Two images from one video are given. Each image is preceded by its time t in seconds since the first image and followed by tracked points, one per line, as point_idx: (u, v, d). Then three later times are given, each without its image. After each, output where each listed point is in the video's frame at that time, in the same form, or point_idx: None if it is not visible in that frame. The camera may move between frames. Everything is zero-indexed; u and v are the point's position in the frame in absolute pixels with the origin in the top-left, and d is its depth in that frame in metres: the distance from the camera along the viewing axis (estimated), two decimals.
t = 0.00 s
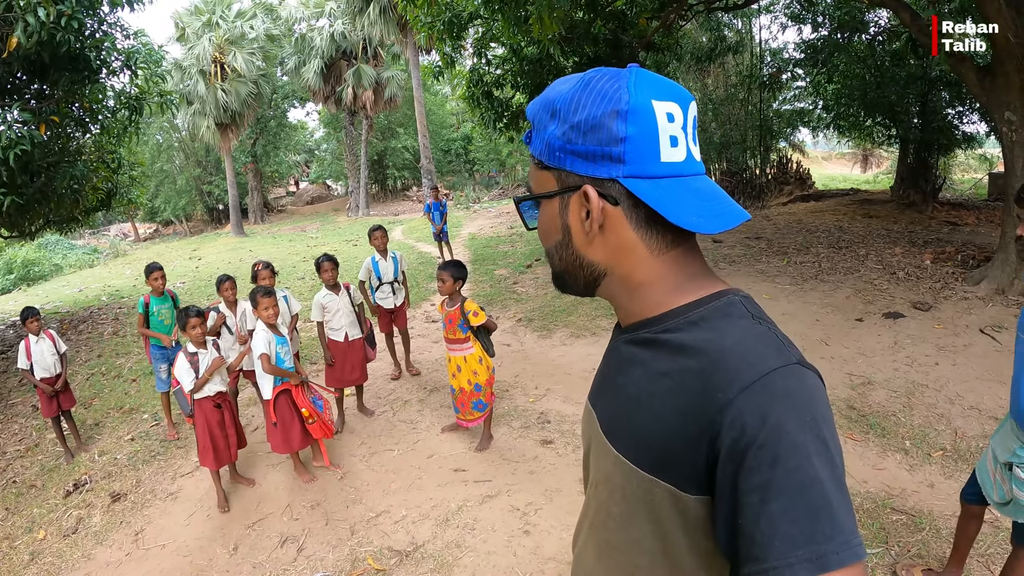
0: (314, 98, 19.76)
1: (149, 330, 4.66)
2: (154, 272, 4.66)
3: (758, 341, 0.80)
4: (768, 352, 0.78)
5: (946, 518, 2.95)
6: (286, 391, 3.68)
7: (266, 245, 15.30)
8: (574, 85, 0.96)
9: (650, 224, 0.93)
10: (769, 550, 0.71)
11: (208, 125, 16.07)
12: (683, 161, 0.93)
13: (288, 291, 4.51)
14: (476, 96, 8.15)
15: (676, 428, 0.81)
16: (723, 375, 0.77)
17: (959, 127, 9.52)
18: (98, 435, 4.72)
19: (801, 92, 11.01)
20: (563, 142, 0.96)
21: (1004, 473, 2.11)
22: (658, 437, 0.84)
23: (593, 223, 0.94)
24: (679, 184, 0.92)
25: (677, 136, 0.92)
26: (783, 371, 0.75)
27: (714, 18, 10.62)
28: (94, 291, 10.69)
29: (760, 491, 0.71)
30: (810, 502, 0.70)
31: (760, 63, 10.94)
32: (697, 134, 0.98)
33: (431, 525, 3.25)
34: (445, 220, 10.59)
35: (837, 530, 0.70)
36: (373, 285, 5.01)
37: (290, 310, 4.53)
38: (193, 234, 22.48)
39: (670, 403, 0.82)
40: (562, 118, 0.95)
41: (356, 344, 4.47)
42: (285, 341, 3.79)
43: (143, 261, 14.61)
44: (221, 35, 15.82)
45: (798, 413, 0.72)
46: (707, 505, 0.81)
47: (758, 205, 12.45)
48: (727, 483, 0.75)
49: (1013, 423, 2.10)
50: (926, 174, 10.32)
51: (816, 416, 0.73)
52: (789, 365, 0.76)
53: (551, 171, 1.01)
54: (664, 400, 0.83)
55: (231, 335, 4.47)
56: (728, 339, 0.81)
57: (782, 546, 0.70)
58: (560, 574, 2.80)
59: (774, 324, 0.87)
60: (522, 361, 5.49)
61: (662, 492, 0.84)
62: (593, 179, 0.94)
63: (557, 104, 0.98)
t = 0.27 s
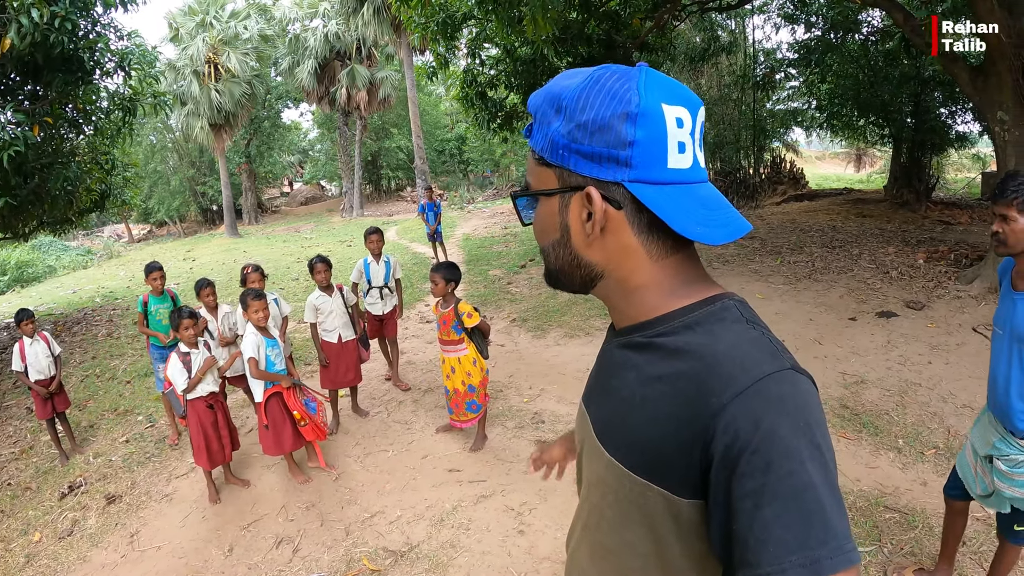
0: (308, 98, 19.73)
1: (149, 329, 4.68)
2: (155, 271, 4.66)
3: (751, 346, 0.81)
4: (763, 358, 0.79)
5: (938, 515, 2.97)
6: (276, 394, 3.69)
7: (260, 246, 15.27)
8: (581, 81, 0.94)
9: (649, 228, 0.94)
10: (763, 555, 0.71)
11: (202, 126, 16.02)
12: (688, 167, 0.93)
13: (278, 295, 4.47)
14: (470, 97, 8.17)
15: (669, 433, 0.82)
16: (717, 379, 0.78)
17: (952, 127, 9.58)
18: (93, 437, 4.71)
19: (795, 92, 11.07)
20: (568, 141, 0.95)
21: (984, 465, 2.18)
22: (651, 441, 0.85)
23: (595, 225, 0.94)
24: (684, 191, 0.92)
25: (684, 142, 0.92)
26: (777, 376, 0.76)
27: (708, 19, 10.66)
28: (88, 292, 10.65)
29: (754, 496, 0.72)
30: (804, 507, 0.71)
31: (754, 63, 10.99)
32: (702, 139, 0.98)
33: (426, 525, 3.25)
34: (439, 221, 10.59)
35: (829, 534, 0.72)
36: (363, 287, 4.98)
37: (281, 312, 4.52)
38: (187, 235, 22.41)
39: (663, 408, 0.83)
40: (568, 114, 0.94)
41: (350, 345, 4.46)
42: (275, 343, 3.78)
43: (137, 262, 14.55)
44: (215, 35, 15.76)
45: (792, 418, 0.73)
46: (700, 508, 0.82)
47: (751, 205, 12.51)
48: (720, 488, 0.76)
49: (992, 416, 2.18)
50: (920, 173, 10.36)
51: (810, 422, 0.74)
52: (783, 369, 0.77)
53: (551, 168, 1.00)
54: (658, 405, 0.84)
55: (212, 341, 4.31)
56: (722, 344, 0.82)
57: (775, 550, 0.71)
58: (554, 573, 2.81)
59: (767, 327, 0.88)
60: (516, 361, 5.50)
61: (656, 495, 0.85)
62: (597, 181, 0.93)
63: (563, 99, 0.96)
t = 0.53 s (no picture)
0: (304, 100, 19.71)
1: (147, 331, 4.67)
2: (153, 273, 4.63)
3: (750, 346, 0.82)
4: (761, 359, 0.79)
5: (934, 513, 2.99)
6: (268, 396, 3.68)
7: (256, 248, 15.24)
8: (601, 77, 0.93)
9: (652, 233, 0.95)
10: (759, 554, 0.72)
11: (198, 127, 16.01)
12: (703, 176, 0.92)
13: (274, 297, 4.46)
14: (466, 98, 8.19)
15: (668, 431, 0.83)
16: (715, 379, 0.79)
17: (947, 127, 9.61)
18: (90, 439, 4.69)
19: (790, 92, 11.15)
20: (581, 138, 0.95)
21: (963, 450, 2.32)
22: (650, 439, 0.85)
23: (601, 225, 0.95)
24: (696, 201, 0.92)
25: (701, 150, 0.91)
26: (775, 378, 0.77)
27: (703, 20, 10.70)
28: (83, 295, 10.61)
29: (751, 496, 0.73)
30: (801, 508, 0.71)
31: (749, 64, 11.05)
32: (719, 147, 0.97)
33: (425, 525, 3.25)
34: (436, 222, 10.58)
35: (825, 535, 0.72)
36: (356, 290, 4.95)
37: (279, 314, 4.53)
38: (183, 237, 22.35)
39: (661, 405, 0.84)
40: (585, 112, 0.93)
41: (347, 346, 4.45)
42: (269, 346, 3.77)
43: (132, 264, 14.51)
44: (211, 37, 15.74)
45: (790, 420, 0.74)
46: (697, 506, 0.83)
47: (747, 205, 12.55)
48: (717, 486, 0.77)
49: (971, 403, 2.32)
50: (915, 173, 10.44)
51: (808, 424, 0.74)
52: (781, 371, 0.78)
53: (562, 163, 1.01)
54: (656, 402, 0.85)
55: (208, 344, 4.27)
56: (720, 344, 0.82)
57: (771, 550, 0.71)
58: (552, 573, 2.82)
59: (768, 330, 0.88)
60: (513, 362, 5.51)
61: (652, 491, 0.86)
62: (609, 183, 0.93)
63: (580, 94, 0.95)
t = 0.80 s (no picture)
0: (301, 103, 19.70)
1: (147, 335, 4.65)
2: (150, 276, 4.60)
3: (759, 350, 0.81)
4: (770, 362, 0.79)
5: (934, 513, 2.99)
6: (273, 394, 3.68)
7: (254, 251, 15.22)
8: (578, 88, 0.94)
9: (649, 237, 0.94)
10: (766, 559, 0.72)
11: (196, 130, 16.00)
12: (684, 173, 0.92)
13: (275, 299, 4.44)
14: (464, 101, 8.20)
15: (676, 434, 0.82)
16: (723, 383, 0.78)
17: (944, 129, 9.64)
18: (88, 443, 4.67)
19: (788, 96, 11.22)
20: (564, 147, 0.95)
21: (954, 444, 2.35)
22: (658, 443, 0.85)
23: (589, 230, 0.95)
24: (677, 200, 0.91)
25: (679, 149, 0.91)
26: (785, 382, 0.76)
27: (700, 23, 10.73)
28: (80, 298, 10.58)
29: (759, 501, 0.72)
30: (808, 514, 0.71)
31: (746, 67, 11.09)
32: (702, 143, 0.96)
33: (425, 529, 3.24)
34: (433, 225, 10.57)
35: (833, 541, 0.71)
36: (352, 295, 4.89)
37: (277, 317, 4.51)
38: (180, 240, 22.30)
39: (670, 409, 0.83)
40: (565, 121, 0.94)
41: (346, 350, 4.44)
42: (265, 350, 3.76)
43: (130, 267, 14.48)
44: (208, 39, 15.73)
45: (798, 424, 0.73)
46: (705, 510, 0.83)
47: (745, 208, 12.58)
48: (725, 491, 0.77)
49: (960, 397, 2.35)
50: (912, 175, 10.49)
51: (816, 429, 0.74)
52: (790, 375, 0.77)
53: (553, 173, 1.01)
54: (665, 405, 0.84)
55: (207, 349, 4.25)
56: (729, 347, 0.82)
57: (779, 556, 0.71)
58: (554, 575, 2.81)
59: (777, 332, 0.88)
60: (512, 365, 5.50)
61: (662, 496, 0.86)
62: (591, 188, 0.94)
63: (561, 106, 0.96)
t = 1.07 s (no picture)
0: (301, 103, 19.68)
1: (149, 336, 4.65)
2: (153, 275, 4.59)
3: (769, 348, 0.80)
4: (780, 360, 0.77)
5: (939, 513, 2.99)
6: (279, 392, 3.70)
7: (254, 251, 15.20)
8: (590, 85, 0.93)
9: (658, 236, 0.93)
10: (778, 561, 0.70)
11: (195, 131, 16.00)
12: (695, 173, 0.91)
13: (279, 300, 4.44)
14: (464, 101, 8.20)
15: (684, 434, 0.81)
16: (731, 381, 0.77)
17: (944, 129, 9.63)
18: (89, 444, 4.65)
19: (787, 96, 11.31)
20: (574, 144, 0.94)
21: (950, 437, 2.34)
22: (666, 443, 0.84)
23: (598, 228, 0.94)
24: (687, 198, 0.90)
25: (690, 148, 0.90)
26: (795, 380, 0.75)
27: (700, 24, 10.73)
28: (80, 298, 10.56)
29: (770, 500, 0.71)
30: (820, 514, 0.69)
31: (746, 67, 11.10)
32: (714, 142, 0.95)
33: (428, 530, 3.23)
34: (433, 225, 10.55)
35: (847, 540, 0.69)
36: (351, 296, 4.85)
37: (280, 316, 4.50)
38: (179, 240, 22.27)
39: (679, 409, 0.82)
40: (575, 118, 0.93)
41: (348, 350, 4.43)
42: (269, 350, 3.75)
43: (129, 268, 14.47)
44: (208, 40, 15.72)
45: (808, 422, 0.72)
46: (716, 510, 0.81)
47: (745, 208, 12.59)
48: (735, 491, 0.75)
49: (958, 393, 2.34)
50: (912, 176, 10.49)
51: (828, 427, 0.72)
52: (801, 373, 0.75)
53: (563, 170, 1.00)
54: (673, 405, 0.83)
55: (209, 349, 4.24)
56: (739, 346, 0.80)
57: (790, 557, 0.69)
58: None
59: (788, 330, 0.86)
60: (514, 365, 5.49)
61: (672, 496, 0.84)
62: (601, 185, 0.93)
63: (572, 102, 0.95)
